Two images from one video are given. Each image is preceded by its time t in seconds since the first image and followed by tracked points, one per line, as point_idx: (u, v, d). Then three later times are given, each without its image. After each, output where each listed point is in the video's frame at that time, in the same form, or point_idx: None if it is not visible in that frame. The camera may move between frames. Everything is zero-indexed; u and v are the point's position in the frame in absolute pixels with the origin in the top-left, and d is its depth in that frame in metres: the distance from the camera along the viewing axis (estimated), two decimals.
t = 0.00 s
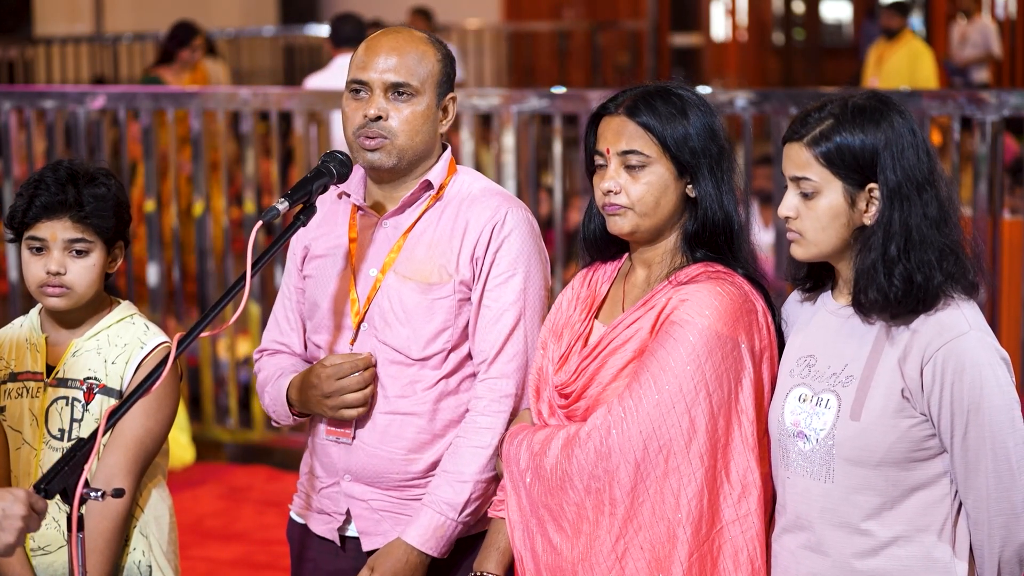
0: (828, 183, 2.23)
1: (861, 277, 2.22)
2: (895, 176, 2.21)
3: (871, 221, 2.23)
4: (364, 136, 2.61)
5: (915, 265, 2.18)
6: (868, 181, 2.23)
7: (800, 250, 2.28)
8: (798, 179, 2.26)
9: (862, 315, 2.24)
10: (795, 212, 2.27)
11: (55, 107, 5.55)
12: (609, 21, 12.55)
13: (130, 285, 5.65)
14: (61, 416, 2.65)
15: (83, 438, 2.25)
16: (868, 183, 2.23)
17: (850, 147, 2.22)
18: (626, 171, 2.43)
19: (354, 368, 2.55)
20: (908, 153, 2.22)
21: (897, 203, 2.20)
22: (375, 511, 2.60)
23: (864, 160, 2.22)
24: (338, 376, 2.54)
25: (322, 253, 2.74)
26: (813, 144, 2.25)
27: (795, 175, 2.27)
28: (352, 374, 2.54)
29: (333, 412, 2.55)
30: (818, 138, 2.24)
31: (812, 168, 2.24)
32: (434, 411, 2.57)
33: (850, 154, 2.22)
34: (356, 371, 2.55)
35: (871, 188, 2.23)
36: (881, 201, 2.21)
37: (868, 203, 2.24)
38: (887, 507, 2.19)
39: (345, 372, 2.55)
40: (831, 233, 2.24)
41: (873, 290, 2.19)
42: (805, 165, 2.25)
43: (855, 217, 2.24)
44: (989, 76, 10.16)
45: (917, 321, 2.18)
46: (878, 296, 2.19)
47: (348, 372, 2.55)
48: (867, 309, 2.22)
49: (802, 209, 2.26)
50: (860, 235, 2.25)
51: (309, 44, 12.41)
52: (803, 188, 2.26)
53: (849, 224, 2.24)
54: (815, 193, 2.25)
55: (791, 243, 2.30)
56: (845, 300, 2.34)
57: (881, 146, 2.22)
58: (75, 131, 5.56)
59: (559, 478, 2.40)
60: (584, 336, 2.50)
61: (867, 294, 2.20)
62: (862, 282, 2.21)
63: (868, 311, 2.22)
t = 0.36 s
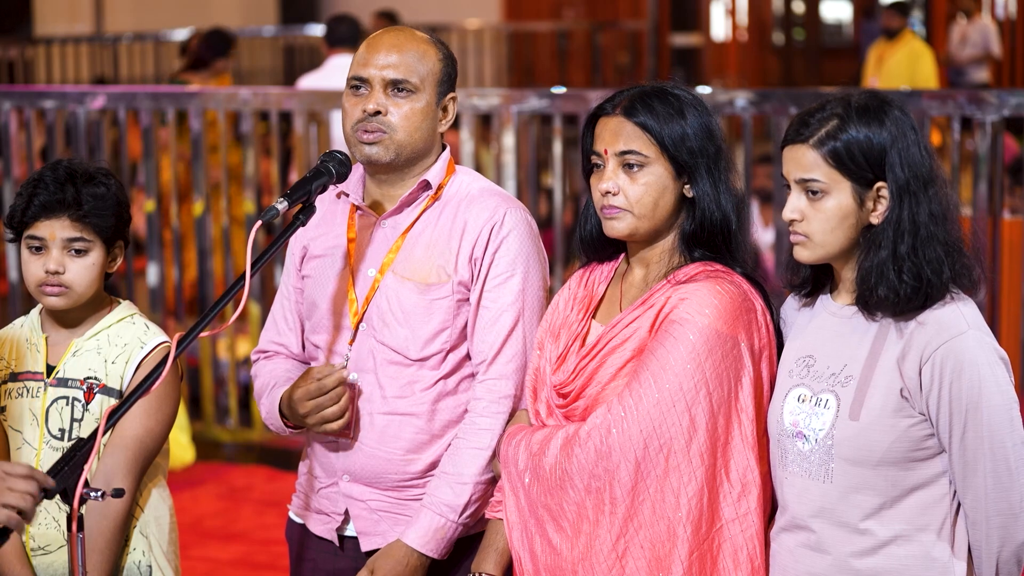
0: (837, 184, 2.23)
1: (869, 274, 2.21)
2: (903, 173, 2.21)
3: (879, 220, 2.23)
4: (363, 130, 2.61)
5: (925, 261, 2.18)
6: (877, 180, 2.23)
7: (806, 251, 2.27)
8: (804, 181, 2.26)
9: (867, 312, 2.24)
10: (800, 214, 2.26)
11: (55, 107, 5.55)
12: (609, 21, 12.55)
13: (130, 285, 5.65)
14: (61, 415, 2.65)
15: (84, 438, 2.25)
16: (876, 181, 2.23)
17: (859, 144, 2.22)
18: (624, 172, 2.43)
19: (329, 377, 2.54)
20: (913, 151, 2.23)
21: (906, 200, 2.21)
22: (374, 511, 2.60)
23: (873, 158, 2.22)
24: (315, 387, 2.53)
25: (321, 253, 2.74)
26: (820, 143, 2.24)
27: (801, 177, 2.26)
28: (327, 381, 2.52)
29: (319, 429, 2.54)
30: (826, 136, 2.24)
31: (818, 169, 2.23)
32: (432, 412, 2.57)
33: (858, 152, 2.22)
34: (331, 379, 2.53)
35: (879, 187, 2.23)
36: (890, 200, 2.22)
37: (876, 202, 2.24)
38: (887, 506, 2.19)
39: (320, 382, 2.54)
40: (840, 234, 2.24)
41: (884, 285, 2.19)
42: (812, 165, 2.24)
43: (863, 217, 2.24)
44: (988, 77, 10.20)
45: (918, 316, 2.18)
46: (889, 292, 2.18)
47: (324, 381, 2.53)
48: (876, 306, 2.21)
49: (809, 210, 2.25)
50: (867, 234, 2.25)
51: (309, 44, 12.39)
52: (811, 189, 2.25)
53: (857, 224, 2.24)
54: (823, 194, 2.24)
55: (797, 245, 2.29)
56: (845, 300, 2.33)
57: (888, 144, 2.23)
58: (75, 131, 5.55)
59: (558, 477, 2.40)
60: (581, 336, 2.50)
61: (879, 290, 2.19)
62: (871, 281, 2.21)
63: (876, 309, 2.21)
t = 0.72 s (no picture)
0: (852, 181, 2.22)
1: (885, 270, 2.21)
2: (917, 169, 2.23)
3: (891, 217, 2.23)
4: (361, 129, 2.61)
5: (940, 256, 2.20)
6: (891, 177, 2.23)
7: (816, 249, 2.25)
8: (818, 177, 2.24)
9: (876, 309, 2.23)
10: (812, 211, 2.24)
11: (55, 107, 5.54)
12: (609, 21, 12.55)
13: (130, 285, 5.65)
14: (60, 416, 2.65)
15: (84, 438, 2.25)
16: (890, 178, 2.23)
17: (874, 139, 2.22)
18: (620, 173, 2.43)
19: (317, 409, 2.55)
20: (924, 147, 2.25)
21: (920, 195, 2.22)
22: (373, 510, 2.60)
23: (887, 155, 2.23)
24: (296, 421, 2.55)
25: (320, 253, 2.75)
26: (835, 139, 2.23)
27: (815, 174, 2.24)
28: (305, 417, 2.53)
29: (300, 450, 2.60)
30: (841, 132, 2.23)
31: (835, 166, 2.22)
32: (432, 412, 2.57)
33: (873, 148, 2.22)
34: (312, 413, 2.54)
35: (892, 184, 2.23)
36: (904, 197, 2.22)
37: (888, 199, 2.24)
38: (886, 506, 2.19)
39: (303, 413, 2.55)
40: (852, 230, 2.23)
41: (901, 281, 2.19)
42: (827, 162, 2.23)
43: (875, 214, 2.23)
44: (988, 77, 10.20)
45: (925, 311, 2.18)
46: (907, 287, 2.19)
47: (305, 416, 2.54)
48: (891, 303, 2.20)
49: (823, 207, 2.23)
50: (878, 230, 2.25)
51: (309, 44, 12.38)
52: (824, 186, 2.23)
53: (869, 221, 2.23)
54: (837, 190, 2.22)
55: (805, 242, 2.26)
56: (844, 302, 2.33)
57: (901, 141, 2.23)
58: (75, 131, 5.55)
59: (556, 479, 2.40)
60: (579, 337, 2.50)
61: (895, 286, 2.19)
62: (886, 279, 2.20)
63: (889, 307, 2.21)
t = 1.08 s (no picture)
0: (857, 178, 2.22)
1: (889, 268, 2.21)
2: (922, 168, 2.23)
3: (894, 215, 2.24)
4: (358, 128, 2.61)
5: (944, 255, 2.21)
6: (895, 175, 2.23)
7: (819, 245, 2.25)
8: (823, 174, 2.23)
9: (877, 307, 2.23)
10: (817, 208, 2.24)
11: (55, 107, 5.54)
12: (609, 21, 12.56)
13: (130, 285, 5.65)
14: (57, 416, 2.65)
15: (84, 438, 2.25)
16: (894, 177, 2.23)
17: (879, 137, 2.22)
18: (619, 175, 2.43)
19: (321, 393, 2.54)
20: (928, 145, 2.25)
21: (925, 193, 2.22)
22: (373, 510, 2.60)
23: (893, 153, 2.23)
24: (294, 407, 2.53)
25: (320, 253, 2.74)
26: (841, 135, 2.23)
27: (820, 170, 2.24)
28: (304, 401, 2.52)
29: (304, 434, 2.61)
30: (847, 129, 2.23)
31: (841, 163, 2.22)
32: (431, 411, 2.57)
33: (879, 145, 2.22)
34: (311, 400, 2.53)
35: (897, 182, 2.23)
36: (909, 195, 2.23)
37: (891, 197, 2.24)
38: (885, 506, 2.19)
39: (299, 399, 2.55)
40: (856, 227, 2.22)
41: (906, 278, 2.19)
42: (832, 158, 2.23)
43: (880, 212, 2.24)
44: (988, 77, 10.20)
45: (926, 308, 2.18)
46: (911, 284, 2.19)
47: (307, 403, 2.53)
48: (893, 300, 2.20)
49: (827, 204, 2.23)
50: (882, 229, 2.25)
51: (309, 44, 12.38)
52: (829, 183, 2.23)
53: (874, 219, 2.23)
54: (842, 187, 2.22)
55: (808, 239, 2.26)
56: (844, 301, 2.33)
57: (907, 139, 2.23)
58: (75, 131, 5.54)
59: (555, 481, 2.40)
60: (578, 338, 2.50)
61: (900, 283, 2.19)
62: (891, 276, 2.20)
63: (891, 305, 2.21)
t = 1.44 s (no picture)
0: (854, 177, 2.22)
1: (885, 268, 2.21)
2: (919, 168, 2.23)
3: (892, 215, 2.23)
4: (361, 129, 2.61)
5: (941, 255, 2.20)
6: (892, 174, 2.23)
7: (817, 245, 2.25)
8: (820, 173, 2.24)
9: (874, 307, 2.23)
10: (813, 207, 2.24)
11: (55, 107, 5.53)
12: (609, 21, 12.56)
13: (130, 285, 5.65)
14: (57, 415, 2.65)
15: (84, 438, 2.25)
16: (892, 176, 2.23)
17: (877, 137, 2.22)
18: (621, 176, 2.43)
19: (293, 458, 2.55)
20: (926, 146, 2.25)
21: (922, 193, 2.22)
22: (372, 511, 2.60)
23: (890, 152, 2.23)
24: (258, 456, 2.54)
25: (320, 253, 2.74)
26: (838, 135, 2.23)
27: (817, 169, 2.24)
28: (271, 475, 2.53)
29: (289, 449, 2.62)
30: (845, 128, 2.23)
31: (838, 163, 2.22)
32: (432, 411, 2.57)
33: (876, 145, 2.22)
34: (277, 462, 2.53)
35: (894, 182, 2.23)
36: (904, 195, 2.22)
37: (889, 196, 2.24)
38: (881, 506, 2.19)
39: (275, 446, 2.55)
40: (854, 226, 2.22)
41: (901, 278, 2.19)
42: (829, 157, 2.23)
43: (877, 211, 2.23)
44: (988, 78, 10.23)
45: (922, 308, 2.18)
46: (907, 284, 2.19)
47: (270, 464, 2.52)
48: (889, 300, 2.20)
49: (824, 203, 2.23)
50: (879, 229, 2.25)
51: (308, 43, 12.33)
52: (826, 182, 2.23)
53: (871, 218, 2.23)
54: (839, 186, 2.22)
55: (805, 238, 2.26)
56: (842, 301, 2.33)
57: (904, 139, 2.23)
58: (75, 131, 5.54)
59: (557, 481, 2.40)
60: (582, 339, 2.50)
61: (895, 283, 2.19)
62: (887, 276, 2.20)
63: (887, 305, 2.21)
